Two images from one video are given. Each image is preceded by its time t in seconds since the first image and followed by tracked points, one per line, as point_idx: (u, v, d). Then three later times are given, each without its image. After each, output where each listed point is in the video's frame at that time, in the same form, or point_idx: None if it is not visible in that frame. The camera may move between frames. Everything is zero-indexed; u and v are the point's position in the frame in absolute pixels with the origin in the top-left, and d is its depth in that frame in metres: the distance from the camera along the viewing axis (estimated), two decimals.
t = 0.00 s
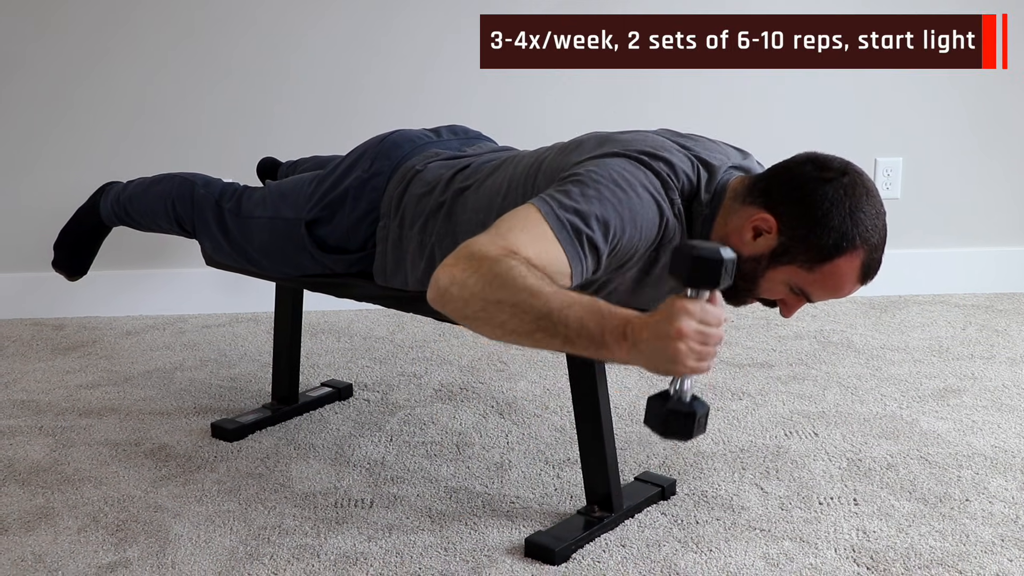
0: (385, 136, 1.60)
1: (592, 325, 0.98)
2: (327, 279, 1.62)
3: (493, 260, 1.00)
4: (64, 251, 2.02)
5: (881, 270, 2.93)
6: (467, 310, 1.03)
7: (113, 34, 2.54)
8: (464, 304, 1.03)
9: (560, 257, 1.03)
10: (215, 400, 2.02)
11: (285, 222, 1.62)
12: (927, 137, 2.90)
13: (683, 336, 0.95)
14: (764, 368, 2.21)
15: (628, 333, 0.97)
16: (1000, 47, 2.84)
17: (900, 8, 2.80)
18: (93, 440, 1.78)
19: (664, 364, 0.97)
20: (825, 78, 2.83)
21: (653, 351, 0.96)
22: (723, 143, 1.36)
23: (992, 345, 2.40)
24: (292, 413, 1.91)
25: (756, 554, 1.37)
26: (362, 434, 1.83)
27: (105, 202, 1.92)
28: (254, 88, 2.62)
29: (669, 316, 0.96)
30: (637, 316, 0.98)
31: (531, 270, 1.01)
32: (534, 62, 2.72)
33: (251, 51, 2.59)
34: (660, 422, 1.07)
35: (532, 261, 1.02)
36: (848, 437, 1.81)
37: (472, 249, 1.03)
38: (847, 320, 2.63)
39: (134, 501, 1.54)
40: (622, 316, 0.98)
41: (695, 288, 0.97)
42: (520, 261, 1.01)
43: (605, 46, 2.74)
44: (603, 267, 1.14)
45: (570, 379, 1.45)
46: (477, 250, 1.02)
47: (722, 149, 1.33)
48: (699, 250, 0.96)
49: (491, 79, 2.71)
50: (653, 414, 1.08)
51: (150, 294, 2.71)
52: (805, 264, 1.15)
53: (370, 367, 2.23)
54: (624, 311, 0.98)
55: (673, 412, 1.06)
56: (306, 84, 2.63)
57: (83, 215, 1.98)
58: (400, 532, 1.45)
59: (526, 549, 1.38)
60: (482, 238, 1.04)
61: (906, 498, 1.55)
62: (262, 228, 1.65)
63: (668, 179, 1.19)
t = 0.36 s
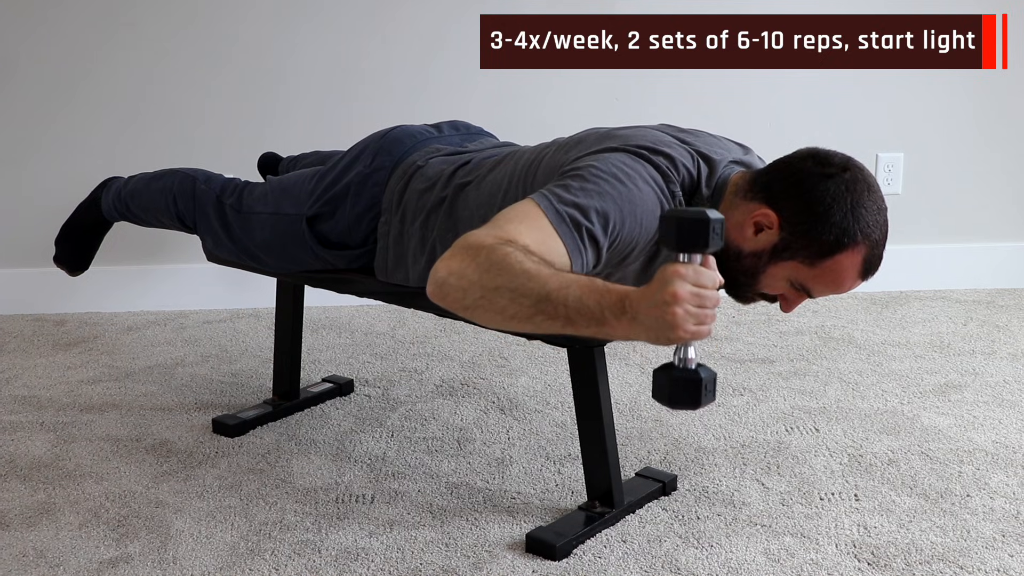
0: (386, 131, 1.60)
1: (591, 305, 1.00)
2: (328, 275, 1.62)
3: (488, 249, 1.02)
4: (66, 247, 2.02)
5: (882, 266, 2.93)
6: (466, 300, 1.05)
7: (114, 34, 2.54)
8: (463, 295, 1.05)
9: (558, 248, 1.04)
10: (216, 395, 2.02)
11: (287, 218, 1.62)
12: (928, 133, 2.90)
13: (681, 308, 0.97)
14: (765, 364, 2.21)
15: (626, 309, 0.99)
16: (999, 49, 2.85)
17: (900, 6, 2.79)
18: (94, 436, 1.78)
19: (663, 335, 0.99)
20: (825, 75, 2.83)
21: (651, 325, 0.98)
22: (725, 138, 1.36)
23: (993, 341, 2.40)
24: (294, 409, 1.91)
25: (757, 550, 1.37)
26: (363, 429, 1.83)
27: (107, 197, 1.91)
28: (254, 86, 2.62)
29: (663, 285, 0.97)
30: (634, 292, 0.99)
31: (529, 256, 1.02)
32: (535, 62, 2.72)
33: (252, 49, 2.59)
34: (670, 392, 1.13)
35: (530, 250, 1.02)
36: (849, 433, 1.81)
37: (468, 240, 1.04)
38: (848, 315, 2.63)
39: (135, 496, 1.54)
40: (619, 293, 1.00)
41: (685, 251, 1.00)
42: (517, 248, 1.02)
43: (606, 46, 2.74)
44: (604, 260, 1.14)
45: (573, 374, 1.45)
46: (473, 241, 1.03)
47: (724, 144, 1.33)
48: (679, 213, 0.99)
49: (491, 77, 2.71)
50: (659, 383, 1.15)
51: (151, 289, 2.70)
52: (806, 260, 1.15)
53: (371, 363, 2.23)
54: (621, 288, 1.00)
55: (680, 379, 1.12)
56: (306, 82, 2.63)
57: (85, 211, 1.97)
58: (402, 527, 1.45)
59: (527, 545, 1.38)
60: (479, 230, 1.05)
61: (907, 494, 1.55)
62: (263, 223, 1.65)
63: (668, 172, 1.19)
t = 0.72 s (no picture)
0: (387, 128, 1.59)
1: (587, 293, 1.01)
2: (329, 271, 1.62)
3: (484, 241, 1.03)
4: (66, 244, 2.02)
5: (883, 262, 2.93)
6: (463, 293, 1.06)
7: (114, 34, 2.54)
8: (460, 288, 1.06)
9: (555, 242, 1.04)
10: (217, 392, 2.02)
11: (288, 214, 1.62)
12: (929, 130, 2.89)
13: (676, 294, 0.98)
14: (766, 360, 2.21)
15: (622, 296, 1.00)
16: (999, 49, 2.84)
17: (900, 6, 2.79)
18: (95, 432, 1.79)
19: (659, 321, 1.00)
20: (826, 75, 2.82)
21: (647, 311, 0.99)
22: (725, 135, 1.36)
23: (994, 337, 2.40)
24: (295, 406, 1.91)
25: (759, 546, 1.37)
26: (365, 426, 1.83)
27: (108, 194, 1.91)
28: (254, 85, 2.61)
29: (658, 269, 0.98)
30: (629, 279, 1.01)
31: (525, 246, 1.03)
32: (535, 62, 2.72)
33: (251, 48, 2.59)
34: (668, 377, 1.11)
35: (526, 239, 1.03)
36: (850, 429, 1.81)
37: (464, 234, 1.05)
38: (849, 312, 2.63)
39: (136, 493, 1.54)
40: (614, 281, 1.01)
41: (679, 238, 0.99)
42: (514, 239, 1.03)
43: (606, 46, 2.74)
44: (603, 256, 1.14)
45: (574, 371, 1.45)
46: (471, 233, 1.05)
47: (725, 141, 1.32)
48: (671, 198, 0.98)
49: (491, 76, 2.70)
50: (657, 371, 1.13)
51: (152, 286, 2.70)
52: (806, 256, 1.14)
53: (372, 360, 2.23)
54: (616, 276, 1.01)
55: (679, 364, 1.10)
56: (306, 81, 2.63)
57: (86, 208, 1.97)
58: (403, 524, 1.45)
59: (528, 541, 1.38)
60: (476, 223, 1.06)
61: (909, 490, 1.55)
62: (264, 220, 1.65)
63: (668, 167, 1.19)
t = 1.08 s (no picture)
0: (388, 125, 1.59)
1: (592, 314, 0.97)
2: (329, 268, 1.62)
3: (489, 249, 1.00)
4: (67, 241, 2.02)
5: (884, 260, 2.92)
6: (467, 300, 1.04)
7: (114, 35, 2.54)
8: (465, 295, 1.03)
9: (561, 248, 1.03)
10: (217, 389, 2.02)
11: (288, 211, 1.62)
12: (929, 128, 2.89)
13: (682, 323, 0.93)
14: (767, 357, 2.21)
15: (626, 320, 0.95)
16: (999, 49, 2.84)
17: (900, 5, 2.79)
18: (95, 429, 1.78)
19: (663, 350, 0.95)
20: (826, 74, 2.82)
21: (650, 339, 0.94)
22: (727, 133, 1.36)
23: (994, 335, 2.40)
24: (296, 403, 1.91)
25: (759, 543, 1.37)
26: (365, 423, 1.83)
27: (109, 190, 1.91)
28: (254, 85, 2.61)
29: (665, 299, 0.93)
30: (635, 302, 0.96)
31: (531, 259, 1.00)
32: (535, 62, 2.71)
33: (251, 48, 2.59)
34: (665, 407, 1.05)
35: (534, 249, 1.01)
36: (851, 426, 1.81)
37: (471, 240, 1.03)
38: (849, 309, 2.63)
39: (137, 490, 1.54)
40: (620, 303, 0.96)
41: (690, 269, 0.95)
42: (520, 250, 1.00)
43: (606, 46, 2.74)
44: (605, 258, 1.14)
45: (575, 370, 1.45)
46: (476, 241, 1.02)
47: (727, 140, 1.32)
48: (686, 230, 0.94)
49: (491, 76, 2.70)
50: (654, 399, 1.07)
51: (153, 283, 2.70)
52: (807, 256, 1.14)
53: (372, 357, 2.23)
54: (622, 298, 0.96)
55: (676, 396, 1.04)
56: (306, 81, 2.63)
57: (87, 205, 1.97)
58: (403, 521, 1.45)
59: (529, 538, 1.38)
60: (483, 228, 1.04)
61: (909, 488, 1.55)
62: (264, 217, 1.65)
63: (670, 167, 1.19)
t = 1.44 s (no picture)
0: (388, 123, 1.59)
1: (583, 355, 0.98)
2: (330, 266, 1.62)
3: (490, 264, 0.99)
4: (67, 239, 2.02)
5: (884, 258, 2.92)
6: (461, 310, 1.03)
7: (113, 34, 2.53)
8: (461, 305, 1.02)
9: (561, 257, 1.03)
10: (218, 387, 2.02)
11: (289, 209, 1.62)
12: (929, 126, 2.89)
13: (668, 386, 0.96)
14: (767, 355, 2.21)
15: (616, 368, 0.98)
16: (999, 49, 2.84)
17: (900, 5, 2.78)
18: (96, 427, 1.78)
19: (643, 404, 0.98)
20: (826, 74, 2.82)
21: (635, 393, 0.98)
22: (728, 132, 1.35)
23: (995, 332, 2.40)
24: (295, 401, 1.91)
25: (759, 541, 1.37)
26: (365, 421, 1.83)
27: (109, 188, 1.91)
28: (254, 84, 2.61)
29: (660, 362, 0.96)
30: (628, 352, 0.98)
31: (530, 283, 1.00)
32: (535, 61, 2.71)
33: (251, 48, 2.59)
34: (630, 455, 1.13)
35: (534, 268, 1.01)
36: (851, 424, 1.80)
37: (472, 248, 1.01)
38: (849, 307, 2.63)
39: (137, 488, 1.54)
40: (613, 349, 0.98)
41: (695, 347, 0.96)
42: (520, 270, 0.99)
43: (606, 46, 2.73)
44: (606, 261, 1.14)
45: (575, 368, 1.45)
46: (477, 252, 1.00)
47: (729, 139, 1.32)
48: (704, 309, 0.94)
49: (491, 76, 2.70)
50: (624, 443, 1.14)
51: (153, 281, 2.70)
52: (809, 257, 1.14)
53: (373, 354, 2.23)
54: (616, 345, 0.98)
55: (641, 451, 1.12)
56: (306, 81, 2.63)
57: (87, 202, 1.97)
58: (403, 519, 1.45)
59: (529, 536, 1.38)
60: (485, 235, 1.01)
61: (909, 485, 1.55)
62: (265, 215, 1.65)
63: (672, 170, 1.18)
